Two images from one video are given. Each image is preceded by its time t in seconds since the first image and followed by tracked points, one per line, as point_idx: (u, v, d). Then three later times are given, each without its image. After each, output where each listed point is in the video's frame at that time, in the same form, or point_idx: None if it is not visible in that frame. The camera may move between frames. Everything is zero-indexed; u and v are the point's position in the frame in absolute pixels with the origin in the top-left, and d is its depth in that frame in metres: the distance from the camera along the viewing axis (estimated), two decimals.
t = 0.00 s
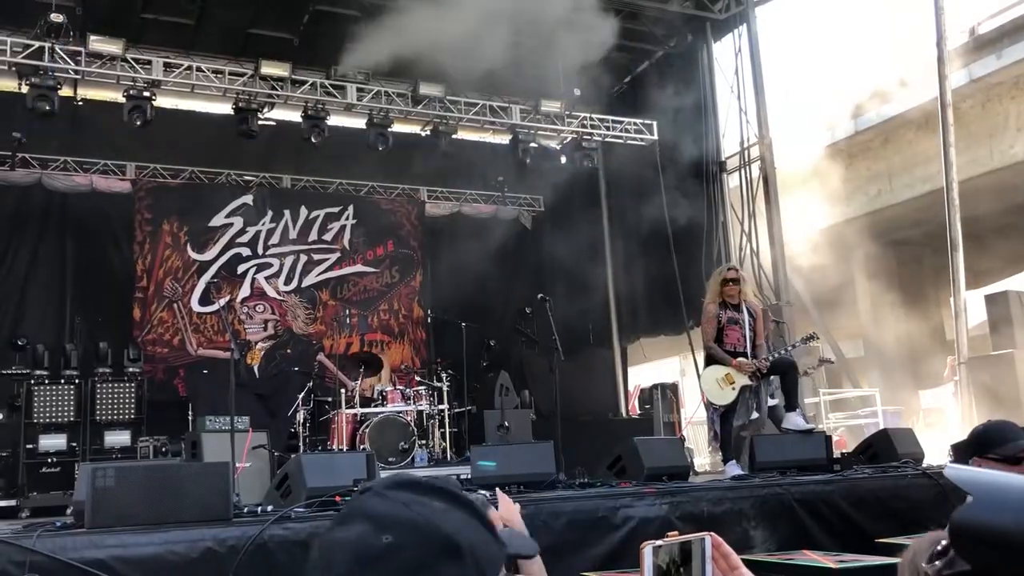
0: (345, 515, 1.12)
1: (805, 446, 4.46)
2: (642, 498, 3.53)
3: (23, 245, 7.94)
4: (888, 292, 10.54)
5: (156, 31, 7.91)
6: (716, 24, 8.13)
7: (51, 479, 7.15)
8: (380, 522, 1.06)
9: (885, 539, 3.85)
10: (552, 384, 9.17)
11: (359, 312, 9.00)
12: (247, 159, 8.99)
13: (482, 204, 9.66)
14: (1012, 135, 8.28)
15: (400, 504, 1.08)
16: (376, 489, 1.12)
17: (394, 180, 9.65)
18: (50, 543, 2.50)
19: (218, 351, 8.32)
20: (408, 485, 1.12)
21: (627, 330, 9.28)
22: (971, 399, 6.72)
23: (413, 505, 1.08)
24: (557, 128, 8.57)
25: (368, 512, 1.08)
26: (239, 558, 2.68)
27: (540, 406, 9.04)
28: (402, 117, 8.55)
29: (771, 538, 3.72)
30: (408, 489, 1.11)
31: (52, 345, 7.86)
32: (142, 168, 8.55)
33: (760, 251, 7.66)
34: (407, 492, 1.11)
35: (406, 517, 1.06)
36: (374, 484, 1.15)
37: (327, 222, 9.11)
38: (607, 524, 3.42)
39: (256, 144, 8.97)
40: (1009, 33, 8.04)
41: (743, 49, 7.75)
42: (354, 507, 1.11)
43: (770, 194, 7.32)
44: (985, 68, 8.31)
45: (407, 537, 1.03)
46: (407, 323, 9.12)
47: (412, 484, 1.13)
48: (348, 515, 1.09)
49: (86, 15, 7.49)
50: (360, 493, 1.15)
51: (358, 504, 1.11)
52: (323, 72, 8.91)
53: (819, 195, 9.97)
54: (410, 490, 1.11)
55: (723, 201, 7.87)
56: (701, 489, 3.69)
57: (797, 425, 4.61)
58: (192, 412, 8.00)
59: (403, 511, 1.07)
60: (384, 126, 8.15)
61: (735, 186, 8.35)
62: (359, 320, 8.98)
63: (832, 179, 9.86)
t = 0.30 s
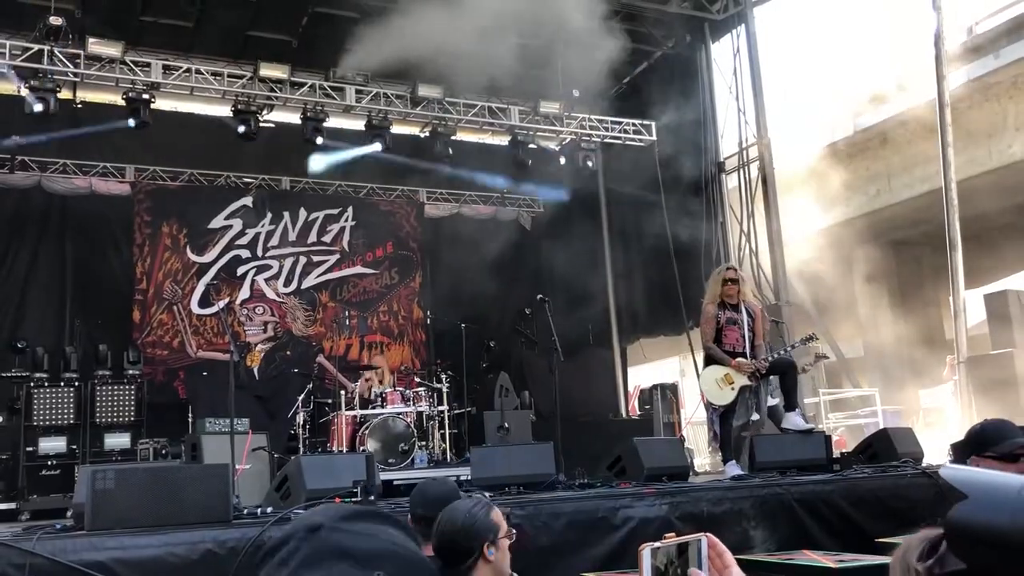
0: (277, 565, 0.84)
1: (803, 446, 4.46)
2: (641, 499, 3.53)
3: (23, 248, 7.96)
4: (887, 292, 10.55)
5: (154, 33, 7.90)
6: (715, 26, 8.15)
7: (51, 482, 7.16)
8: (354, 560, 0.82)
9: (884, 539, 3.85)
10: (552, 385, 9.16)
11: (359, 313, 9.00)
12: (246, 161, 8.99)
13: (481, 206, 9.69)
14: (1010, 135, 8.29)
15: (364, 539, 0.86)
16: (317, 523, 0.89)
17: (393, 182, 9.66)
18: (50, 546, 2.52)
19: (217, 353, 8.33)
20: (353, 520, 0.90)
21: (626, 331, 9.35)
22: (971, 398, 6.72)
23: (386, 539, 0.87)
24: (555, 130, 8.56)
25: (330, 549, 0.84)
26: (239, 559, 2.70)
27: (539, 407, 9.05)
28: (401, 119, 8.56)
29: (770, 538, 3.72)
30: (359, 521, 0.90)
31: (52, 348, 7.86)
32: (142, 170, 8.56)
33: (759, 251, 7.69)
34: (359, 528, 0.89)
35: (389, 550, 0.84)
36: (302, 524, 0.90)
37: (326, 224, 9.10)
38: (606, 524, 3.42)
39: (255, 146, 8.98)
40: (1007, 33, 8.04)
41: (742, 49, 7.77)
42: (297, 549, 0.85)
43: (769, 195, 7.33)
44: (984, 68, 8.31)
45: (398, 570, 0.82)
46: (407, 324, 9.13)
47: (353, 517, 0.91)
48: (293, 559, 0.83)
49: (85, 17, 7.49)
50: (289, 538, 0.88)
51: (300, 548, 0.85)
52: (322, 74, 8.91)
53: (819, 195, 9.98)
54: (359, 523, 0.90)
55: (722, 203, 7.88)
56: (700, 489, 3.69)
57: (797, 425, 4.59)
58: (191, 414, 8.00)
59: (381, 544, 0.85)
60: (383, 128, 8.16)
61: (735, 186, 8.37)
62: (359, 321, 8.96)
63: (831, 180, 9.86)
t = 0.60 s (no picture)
0: None
1: (802, 447, 4.47)
2: (642, 500, 3.54)
3: (23, 250, 7.96)
4: (887, 292, 10.55)
5: (153, 36, 7.91)
6: (714, 27, 8.16)
7: (51, 485, 7.16)
8: None
9: (885, 540, 3.85)
10: (551, 387, 9.17)
11: (359, 315, 9.00)
12: (246, 164, 8.99)
13: (480, 208, 9.73)
14: (1010, 135, 8.30)
15: (348, 564, 1.17)
16: (306, 553, 1.19)
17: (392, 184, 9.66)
18: (50, 549, 2.54)
19: (217, 356, 8.32)
20: (331, 551, 1.21)
21: (626, 331, 9.35)
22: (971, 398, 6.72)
23: (363, 562, 1.19)
24: (554, 131, 8.58)
25: None
26: (239, 561, 2.72)
27: (539, 408, 9.07)
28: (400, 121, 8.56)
29: (770, 539, 3.72)
30: (339, 550, 1.20)
31: (52, 351, 7.86)
32: (141, 173, 8.59)
33: (758, 252, 7.70)
34: (338, 555, 1.20)
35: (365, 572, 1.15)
36: (289, 553, 1.20)
37: (326, 226, 9.10)
38: (607, 526, 3.43)
39: (254, 149, 8.98)
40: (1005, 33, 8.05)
41: (740, 50, 7.77)
42: None
43: (768, 195, 7.35)
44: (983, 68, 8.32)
45: None
46: (406, 326, 9.13)
47: (331, 547, 1.22)
48: None
49: (83, 21, 7.50)
50: (281, 567, 1.17)
51: None
52: (321, 76, 8.92)
53: (819, 196, 9.97)
54: (338, 552, 1.21)
55: (721, 206, 7.94)
56: (701, 490, 3.69)
57: (797, 427, 4.56)
58: (191, 417, 8.00)
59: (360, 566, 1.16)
60: (382, 130, 8.15)
61: (734, 187, 8.39)
62: (358, 323, 8.99)
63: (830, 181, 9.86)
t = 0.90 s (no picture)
0: None
1: (803, 449, 4.47)
2: (642, 503, 3.53)
3: (24, 253, 7.95)
4: (888, 294, 10.56)
5: (153, 40, 7.91)
6: (712, 28, 8.16)
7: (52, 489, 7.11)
8: None
9: (885, 542, 3.85)
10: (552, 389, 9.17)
11: (359, 319, 9.00)
12: (246, 167, 9.00)
13: (481, 210, 9.71)
14: (1009, 136, 8.31)
15: (351, 566, 1.22)
16: (309, 556, 1.23)
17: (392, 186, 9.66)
18: (51, 553, 2.55)
19: (218, 359, 8.30)
20: (333, 554, 1.25)
21: (626, 333, 9.36)
22: (972, 400, 6.72)
23: (364, 563, 1.23)
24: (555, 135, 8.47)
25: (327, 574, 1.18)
26: (240, 564, 2.73)
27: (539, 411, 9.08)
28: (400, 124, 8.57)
29: (771, 541, 3.73)
30: (340, 553, 1.25)
31: (52, 355, 7.85)
32: (141, 177, 8.54)
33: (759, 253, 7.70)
34: (341, 558, 1.24)
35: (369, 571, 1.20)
36: (292, 556, 1.24)
37: (326, 230, 9.12)
38: (607, 528, 3.43)
39: (254, 152, 9.00)
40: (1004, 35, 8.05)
41: (740, 53, 7.78)
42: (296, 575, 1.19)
43: (768, 197, 7.34)
44: (982, 70, 8.33)
45: None
46: (407, 329, 9.12)
47: (332, 551, 1.26)
48: None
49: (84, 25, 7.51)
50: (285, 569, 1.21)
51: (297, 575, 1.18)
52: (321, 79, 8.93)
53: (819, 198, 9.97)
54: (340, 555, 1.25)
55: (722, 208, 7.94)
56: (702, 493, 3.69)
57: (797, 428, 4.61)
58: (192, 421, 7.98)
59: (361, 566, 1.21)
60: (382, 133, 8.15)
61: (735, 190, 8.40)
62: (359, 326, 8.98)
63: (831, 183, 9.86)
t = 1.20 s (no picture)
0: None
1: (802, 452, 4.47)
2: (640, 506, 3.53)
3: (22, 258, 7.94)
4: (887, 297, 10.55)
5: (151, 45, 7.92)
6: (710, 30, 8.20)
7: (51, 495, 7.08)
8: None
9: (883, 545, 3.85)
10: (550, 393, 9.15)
11: (358, 323, 9.00)
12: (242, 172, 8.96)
13: (478, 213, 9.61)
14: (1006, 138, 8.32)
15: (355, 563, 1.19)
16: (311, 552, 1.21)
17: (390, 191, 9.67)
18: (48, 558, 2.56)
19: (215, 364, 8.36)
20: (336, 551, 1.23)
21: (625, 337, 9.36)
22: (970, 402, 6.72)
23: (369, 560, 1.21)
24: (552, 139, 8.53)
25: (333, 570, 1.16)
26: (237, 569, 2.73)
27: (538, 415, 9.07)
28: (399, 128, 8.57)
29: (770, 544, 3.72)
30: (342, 549, 1.23)
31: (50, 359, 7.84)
32: (141, 181, 8.55)
33: (758, 257, 7.70)
34: (344, 555, 1.22)
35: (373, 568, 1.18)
36: (294, 551, 1.21)
37: (325, 233, 9.13)
38: (606, 532, 3.43)
39: (253, 157, 8.99)
40: (1001, 38, 8.06)
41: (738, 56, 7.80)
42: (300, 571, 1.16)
43: (767, 202, 7.36)
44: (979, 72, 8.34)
45: None
46: (406, 333, 9.13)
47: (335, 547, 1.24)
48: None
49: (82, 30, 7.51)
50: (287, 564, 1.18)
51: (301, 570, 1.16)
52: (319, 84, 8.93)
53: (817, 201, 9.98)
54: (342, 552, 1.23)
55: (720, 210, 7.99)
56: (700, 496, 3.69)
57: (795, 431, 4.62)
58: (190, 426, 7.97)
59: (365, 563, 1.19)
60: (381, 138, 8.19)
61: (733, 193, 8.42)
62: (358, 330, 8.95)
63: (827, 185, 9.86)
